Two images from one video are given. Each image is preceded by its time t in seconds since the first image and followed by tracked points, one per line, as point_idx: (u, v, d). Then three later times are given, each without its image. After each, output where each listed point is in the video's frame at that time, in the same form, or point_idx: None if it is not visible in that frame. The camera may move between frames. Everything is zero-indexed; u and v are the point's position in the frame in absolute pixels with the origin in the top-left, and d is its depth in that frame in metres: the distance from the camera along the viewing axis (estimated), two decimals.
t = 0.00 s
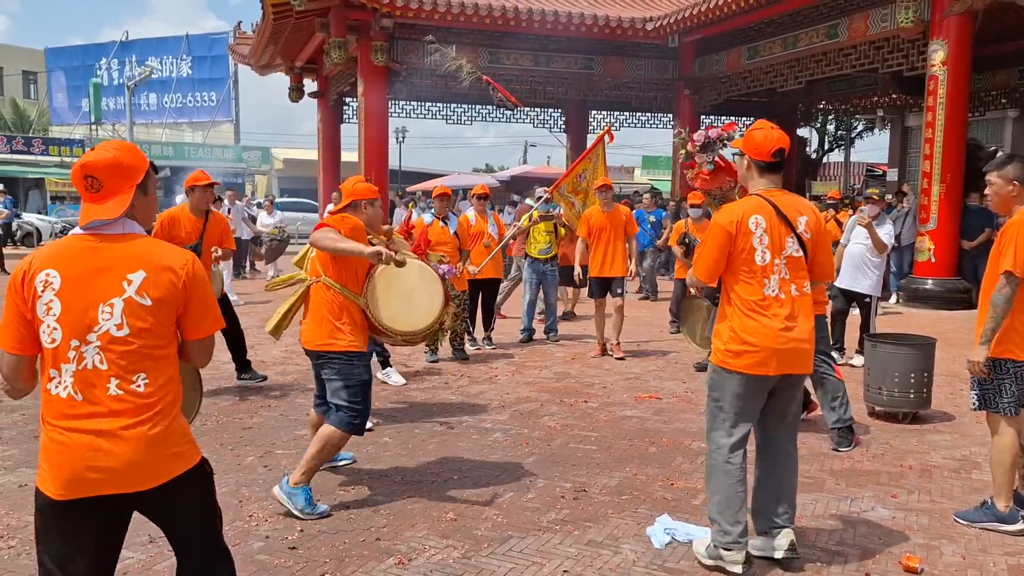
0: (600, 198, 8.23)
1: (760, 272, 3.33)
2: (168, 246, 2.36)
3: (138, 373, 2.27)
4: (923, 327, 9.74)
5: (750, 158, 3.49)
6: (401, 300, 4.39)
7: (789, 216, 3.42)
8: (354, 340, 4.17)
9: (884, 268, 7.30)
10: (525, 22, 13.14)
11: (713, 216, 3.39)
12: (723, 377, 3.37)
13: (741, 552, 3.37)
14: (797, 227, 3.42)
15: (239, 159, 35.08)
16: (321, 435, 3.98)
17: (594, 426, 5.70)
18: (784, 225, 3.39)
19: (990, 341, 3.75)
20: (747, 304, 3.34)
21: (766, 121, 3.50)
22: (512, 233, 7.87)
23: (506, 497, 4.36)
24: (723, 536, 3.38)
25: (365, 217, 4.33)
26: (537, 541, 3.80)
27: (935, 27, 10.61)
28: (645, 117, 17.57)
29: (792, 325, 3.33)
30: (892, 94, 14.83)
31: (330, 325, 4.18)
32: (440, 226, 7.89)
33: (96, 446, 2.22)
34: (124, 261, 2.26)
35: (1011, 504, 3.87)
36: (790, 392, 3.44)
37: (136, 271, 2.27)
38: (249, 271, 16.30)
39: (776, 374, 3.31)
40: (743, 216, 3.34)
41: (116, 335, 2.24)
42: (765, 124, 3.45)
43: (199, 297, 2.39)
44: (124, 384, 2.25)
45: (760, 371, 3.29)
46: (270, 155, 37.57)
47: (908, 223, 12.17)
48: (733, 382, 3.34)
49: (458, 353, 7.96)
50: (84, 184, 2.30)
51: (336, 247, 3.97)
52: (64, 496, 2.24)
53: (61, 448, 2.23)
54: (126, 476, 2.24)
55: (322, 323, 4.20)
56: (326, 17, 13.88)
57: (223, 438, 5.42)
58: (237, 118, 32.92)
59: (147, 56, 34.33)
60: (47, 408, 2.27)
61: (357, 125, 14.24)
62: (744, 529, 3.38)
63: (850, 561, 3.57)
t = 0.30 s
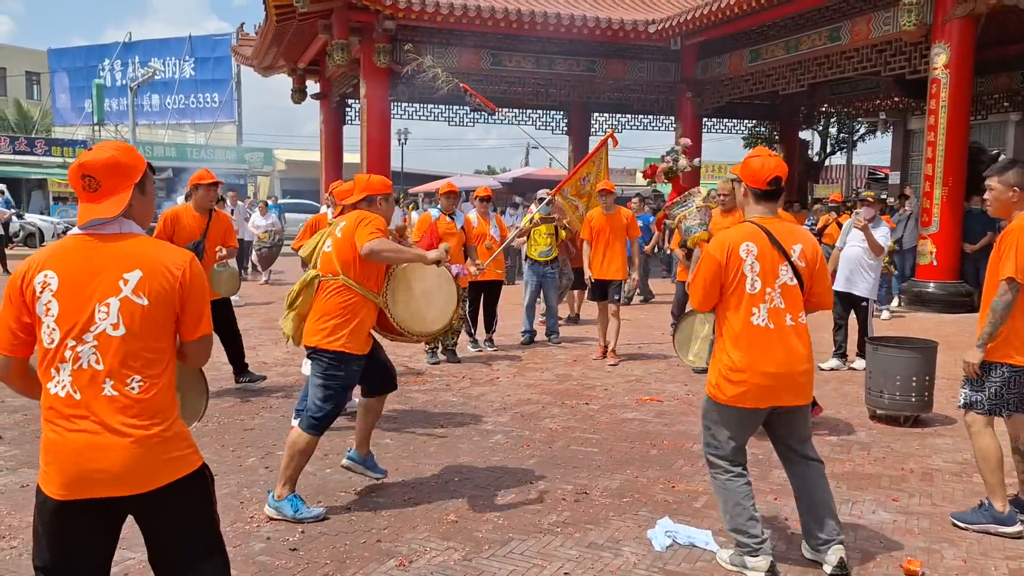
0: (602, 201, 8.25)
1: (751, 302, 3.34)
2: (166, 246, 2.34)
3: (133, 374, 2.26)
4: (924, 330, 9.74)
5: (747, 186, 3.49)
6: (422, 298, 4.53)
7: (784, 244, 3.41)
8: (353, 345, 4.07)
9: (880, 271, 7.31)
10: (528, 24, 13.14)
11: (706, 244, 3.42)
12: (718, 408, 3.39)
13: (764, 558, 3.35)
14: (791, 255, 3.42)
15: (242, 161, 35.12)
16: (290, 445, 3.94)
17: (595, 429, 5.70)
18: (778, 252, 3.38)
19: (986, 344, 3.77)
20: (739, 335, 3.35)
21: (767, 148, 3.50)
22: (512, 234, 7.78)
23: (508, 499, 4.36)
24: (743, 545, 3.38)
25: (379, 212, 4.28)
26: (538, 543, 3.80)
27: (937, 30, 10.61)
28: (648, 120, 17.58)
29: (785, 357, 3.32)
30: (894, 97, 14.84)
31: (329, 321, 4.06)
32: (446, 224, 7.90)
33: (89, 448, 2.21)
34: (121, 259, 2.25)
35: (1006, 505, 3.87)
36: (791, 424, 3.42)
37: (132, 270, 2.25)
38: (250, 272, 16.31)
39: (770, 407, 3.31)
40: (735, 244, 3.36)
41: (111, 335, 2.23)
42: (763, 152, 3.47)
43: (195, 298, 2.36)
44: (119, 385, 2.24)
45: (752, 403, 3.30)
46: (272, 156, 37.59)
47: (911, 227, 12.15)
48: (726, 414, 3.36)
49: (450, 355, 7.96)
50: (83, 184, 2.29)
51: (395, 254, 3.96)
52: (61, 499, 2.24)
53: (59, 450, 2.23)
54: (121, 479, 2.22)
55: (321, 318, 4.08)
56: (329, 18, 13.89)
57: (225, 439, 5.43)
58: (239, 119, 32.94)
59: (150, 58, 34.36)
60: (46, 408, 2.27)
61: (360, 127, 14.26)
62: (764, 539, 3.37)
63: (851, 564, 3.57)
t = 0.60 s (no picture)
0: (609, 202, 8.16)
1: (775, 286, 3.33)
2: (203, 259, 2.38)
3: (191, 388, 2.30)
4: (926, 333, 9.72)
5: (776, 173, 3.51)
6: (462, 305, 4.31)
7: (813, 231, 3.41)
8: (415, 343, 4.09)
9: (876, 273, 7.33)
10: (531, 26, 13.15)
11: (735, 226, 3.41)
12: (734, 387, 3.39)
13: (729, 563, 3.37)
14: (819, 244, 3.42)
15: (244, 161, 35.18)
16: (388, 422, 3.95)
17: (597, 430, 5.70)
18: (806, 240, 3.37)
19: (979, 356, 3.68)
20: (762, 318, 3.35)
21: (795, 136, 3.50)
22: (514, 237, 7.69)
23: (509, 501, 4.37)
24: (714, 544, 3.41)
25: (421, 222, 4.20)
26: (539, 544, 3.80)
27: (940, 33, 10.61)
28: (650, 122, 17.59)
29: (806, 342, 3.32)
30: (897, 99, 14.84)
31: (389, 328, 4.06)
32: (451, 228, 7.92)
33: (149, 464, 2.22)
34: (170, 274, 2.27)
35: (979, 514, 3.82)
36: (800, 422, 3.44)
37: (180, 284, 2.28)
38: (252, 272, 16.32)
39: (787, 389, 3.31)
40: (763, 229, 3.34)
41: (168, 349, 2.25)
42: (791, 138, 3.47)
43: (237, 310, 2.43)
44: (180, 399, 2.27)
45: (771, 383, 3.30)
46: (274, 157, 37.66)
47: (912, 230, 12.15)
48: (746, 394, 3.36)
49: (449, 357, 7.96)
50: (114, 207, 2.26)
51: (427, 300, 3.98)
52: (115, 518, 2.22)
53: (113, 470, 2.20)
54: (179, 494, 2.25)
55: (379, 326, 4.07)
56: (332, 20, 13.92)
57: (227, 439, 5.44)
58: (242, 120, 32.99)
59: (153, 59, 34.42)
60: (92, 429, 2.23)
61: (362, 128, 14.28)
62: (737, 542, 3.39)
63: (853, 567, 3.56)
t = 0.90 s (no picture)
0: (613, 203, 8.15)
1: (778, 281, 3.35)
2: (188, 246, 2.37)
3: (162, 373, 2.28)
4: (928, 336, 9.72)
5: (772, 167, 3.51)
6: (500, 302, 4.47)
7: (812, 223, 3.42)
8: (452, 326, 4.32)
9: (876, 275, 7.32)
10: (534, 28, 13.15)
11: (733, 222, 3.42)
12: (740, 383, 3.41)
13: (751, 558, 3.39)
14: (818, 236, 3.43)
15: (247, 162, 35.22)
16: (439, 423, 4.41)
17: (599, 432, 5.70)
18: (805, 232, 3.39)
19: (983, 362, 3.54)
20: (765, 314, 3.36)
21: (790, 129, 3.52)
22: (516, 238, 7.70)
23: (511, 502, 4.37)
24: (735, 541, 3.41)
25: (468, 214, 4.40)
26: (541, 546, 3.81)
27: (942, 36, 10.61)
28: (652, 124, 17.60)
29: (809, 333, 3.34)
30: (899, 102, 14.83)
31: (434, 308, 4.29)
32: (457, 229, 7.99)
33: (115, 448, 2.20)
34: (148, 260, 2.26)
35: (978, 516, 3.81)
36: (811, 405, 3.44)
37: (159, 270, 2.27)
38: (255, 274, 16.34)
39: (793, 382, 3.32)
40: (762, 222, 3.36)
41: (139, 335, 2.24)
42: (788, 132, 3.48)
43: (218, 297, 2.40)
44: (148, 385, 2.25)
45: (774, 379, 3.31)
46: (277, 158, 37.71)
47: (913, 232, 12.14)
48: (750, 388, 3.37)
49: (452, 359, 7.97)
50: (105, 186, 2.28)
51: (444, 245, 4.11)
52: (79, 501, 2.21)
53: (82, 451, 2.21)
54: (145, 479, 2.23)
55: (423, 304, 4.30)
56: (335, 22, 13.94)
57: (230, 440, 5.45)
58: (244, 122, 33.05)
59: (156, 60, 34.46)
60: (63, 411, 2.24)
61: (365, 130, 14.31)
62: (753, 539, 3.40)
63: (855, 569, 3.57)
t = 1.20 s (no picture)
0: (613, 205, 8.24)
1: (764, 305, 3.35)
2: (194, 247, 2.38)
3: (168, 377, 2.28)
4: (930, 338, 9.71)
5: (762, 191, 3.52)
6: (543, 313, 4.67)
7: (798, 249, 3.42)
8: (496, 348, 4.36)
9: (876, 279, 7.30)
10: (538, 31, 13.16)
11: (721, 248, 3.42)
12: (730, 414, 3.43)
13: (774, 563, 3.40)
14: (804, 261, 3.42)
15: (250, 164, 35.27)
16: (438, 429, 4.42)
17: (602, 435, 5.70)
18: (792, 257, 3.39)
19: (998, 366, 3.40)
20: (753, 340, 3.35)
21: (783, 153, 3.53)
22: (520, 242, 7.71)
23: (514, 504, 4.37)
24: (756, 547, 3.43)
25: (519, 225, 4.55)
26: (544, 548, 3.81)
27: (945, 38, 10.60)
28: (655, 126, 17.60)
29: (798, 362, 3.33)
30: (902, 104, 14.83)
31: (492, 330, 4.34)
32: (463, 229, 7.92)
33: (124, 450, 2.21)
34: (154, 264, 2.27)
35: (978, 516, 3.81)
36: (806, 429, 3.44)
37: (165, 273, 2.28)
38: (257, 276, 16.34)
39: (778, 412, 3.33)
40: (749, 247, 3.36)
41: (147, 337, 2.25)
42: (779, 157, 3.50)
43: (224, 302, 2.41)
44: (154, 388, 2.25)
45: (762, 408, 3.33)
46: (280, 160, 37.79)
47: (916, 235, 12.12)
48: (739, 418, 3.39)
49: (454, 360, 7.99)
50: (116, 186, 2.29)
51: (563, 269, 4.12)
52: (89, 501, 2.22)
53: (90, 452, 2.22)
54: (153, 481, 2.23)
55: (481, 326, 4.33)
56: (338, 24, 13.98)
57: (233, 441, 5.45)
58: (248, 124, 33.10)
59: (159, 62, 34.52)
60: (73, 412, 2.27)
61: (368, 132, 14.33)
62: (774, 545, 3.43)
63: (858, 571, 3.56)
